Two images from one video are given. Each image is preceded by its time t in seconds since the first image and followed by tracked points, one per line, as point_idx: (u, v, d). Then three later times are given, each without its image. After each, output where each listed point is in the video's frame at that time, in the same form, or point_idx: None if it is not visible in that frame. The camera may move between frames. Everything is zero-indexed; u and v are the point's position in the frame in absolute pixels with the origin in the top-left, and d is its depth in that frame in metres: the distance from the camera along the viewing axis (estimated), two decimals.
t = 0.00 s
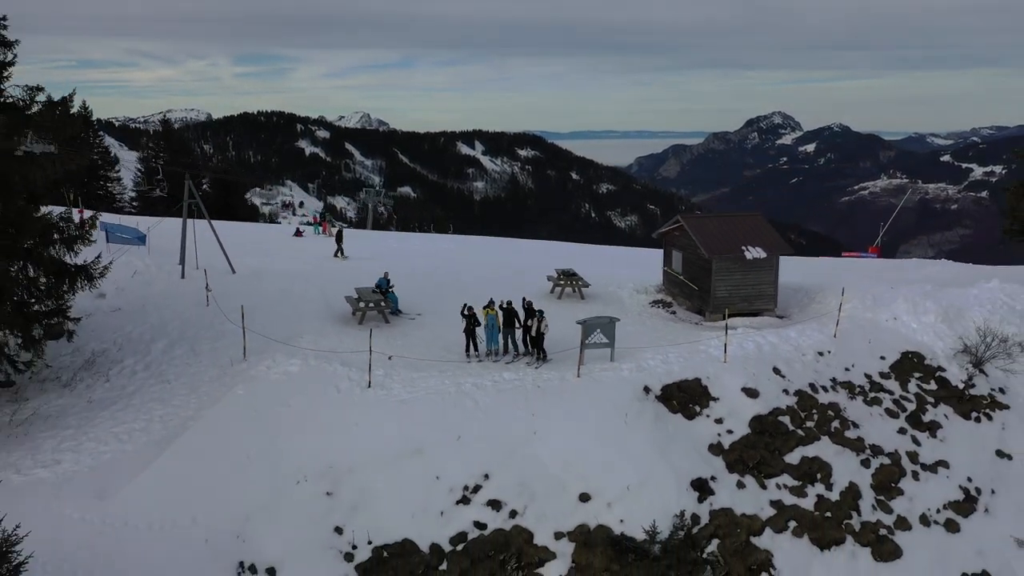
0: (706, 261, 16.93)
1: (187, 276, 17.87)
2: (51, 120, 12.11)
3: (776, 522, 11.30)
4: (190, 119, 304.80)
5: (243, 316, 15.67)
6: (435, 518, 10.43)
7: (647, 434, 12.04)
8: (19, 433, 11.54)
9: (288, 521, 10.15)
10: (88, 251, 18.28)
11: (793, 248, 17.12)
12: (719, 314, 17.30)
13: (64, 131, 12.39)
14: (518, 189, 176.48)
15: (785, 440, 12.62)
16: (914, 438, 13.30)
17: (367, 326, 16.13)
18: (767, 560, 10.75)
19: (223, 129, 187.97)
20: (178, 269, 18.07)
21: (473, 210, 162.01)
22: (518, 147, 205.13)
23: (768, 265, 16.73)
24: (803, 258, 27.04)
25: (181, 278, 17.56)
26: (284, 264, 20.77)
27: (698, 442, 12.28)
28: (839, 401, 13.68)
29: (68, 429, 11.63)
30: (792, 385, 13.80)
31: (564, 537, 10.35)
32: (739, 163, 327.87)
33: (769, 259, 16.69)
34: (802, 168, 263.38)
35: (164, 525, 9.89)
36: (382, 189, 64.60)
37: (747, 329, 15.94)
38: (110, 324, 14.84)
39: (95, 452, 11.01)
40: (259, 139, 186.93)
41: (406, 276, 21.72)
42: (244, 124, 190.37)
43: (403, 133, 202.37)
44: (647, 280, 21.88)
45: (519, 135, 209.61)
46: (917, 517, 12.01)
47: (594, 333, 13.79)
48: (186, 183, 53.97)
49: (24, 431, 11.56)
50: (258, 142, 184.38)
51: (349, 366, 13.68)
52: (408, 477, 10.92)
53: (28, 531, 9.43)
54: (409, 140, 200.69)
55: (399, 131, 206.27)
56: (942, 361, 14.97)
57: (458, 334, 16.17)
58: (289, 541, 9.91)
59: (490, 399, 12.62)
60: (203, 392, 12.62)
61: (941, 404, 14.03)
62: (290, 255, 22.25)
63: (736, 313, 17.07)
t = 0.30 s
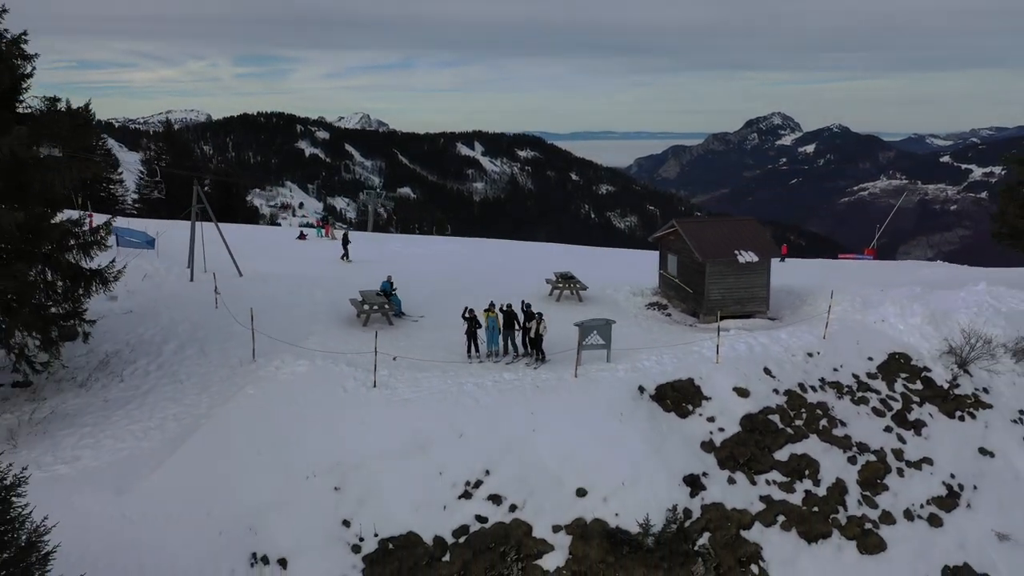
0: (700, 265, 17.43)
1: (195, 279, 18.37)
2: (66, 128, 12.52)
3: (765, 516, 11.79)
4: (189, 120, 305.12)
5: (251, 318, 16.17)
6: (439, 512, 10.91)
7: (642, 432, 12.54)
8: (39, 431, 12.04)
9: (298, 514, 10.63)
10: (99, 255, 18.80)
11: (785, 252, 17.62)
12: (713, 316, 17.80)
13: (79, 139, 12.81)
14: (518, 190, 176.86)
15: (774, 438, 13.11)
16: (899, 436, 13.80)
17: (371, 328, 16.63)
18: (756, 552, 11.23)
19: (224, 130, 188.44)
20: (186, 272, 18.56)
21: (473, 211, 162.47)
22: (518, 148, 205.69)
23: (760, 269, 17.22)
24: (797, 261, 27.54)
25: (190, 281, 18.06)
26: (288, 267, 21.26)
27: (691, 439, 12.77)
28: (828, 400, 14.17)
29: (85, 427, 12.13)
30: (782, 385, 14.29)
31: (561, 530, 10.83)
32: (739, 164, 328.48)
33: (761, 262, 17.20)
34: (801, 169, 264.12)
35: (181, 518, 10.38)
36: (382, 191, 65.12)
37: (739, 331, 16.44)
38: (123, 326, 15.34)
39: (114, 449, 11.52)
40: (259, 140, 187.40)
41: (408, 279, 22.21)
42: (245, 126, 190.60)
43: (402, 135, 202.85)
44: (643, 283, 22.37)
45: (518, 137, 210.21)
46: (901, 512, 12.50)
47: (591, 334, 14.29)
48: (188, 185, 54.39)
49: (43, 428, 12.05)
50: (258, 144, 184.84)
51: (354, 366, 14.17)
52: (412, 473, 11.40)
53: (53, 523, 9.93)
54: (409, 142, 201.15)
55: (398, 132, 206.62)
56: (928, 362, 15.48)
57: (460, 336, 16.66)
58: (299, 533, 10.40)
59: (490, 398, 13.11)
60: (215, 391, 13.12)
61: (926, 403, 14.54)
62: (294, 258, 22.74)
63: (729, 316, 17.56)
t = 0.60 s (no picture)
0: (695, 268, 17.91)
1: (203, 282, 18.86)
2: (80, 139, 12.89)
3: (756, 511, 12.27)
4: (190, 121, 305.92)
5: (258, 320, 16.66)
6: (442, 506, 11.39)
7: (637, 430, 13.02)
8: (57, 429, 12.53)
9: (307, 508, 11.11)
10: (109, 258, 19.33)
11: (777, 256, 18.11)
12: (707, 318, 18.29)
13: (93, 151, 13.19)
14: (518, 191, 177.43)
15: (765, 436, 13.60)
16: (886, 434, 14.28)
17: (376, 330, 17.12)
18: (746, 545, 11.71)
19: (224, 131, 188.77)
20: (195, 275, 19.05)
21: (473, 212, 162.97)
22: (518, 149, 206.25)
23: (754, 272, 17.70)
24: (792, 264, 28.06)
25: (198, 284, 18.55)
26: (293, 270, 21.75)
27: (685, 437, 13.25)
28: (817, 400, 14.66)
29: (102, 425, 12.63)
30: (773, 385, 14.78)
31: (559, 524, 11.31)
32: (738, 165, 329.10)
33: (754, 266, 17.68)
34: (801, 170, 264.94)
35: (195, 512, 10.87)
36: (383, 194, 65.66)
37: (732, 332, 16.93)
38: (135, 327, 15.83)
39: (130, 446, 12.02)
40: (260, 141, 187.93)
41: (411, 281, 22.70)
42: (245, 127, 191.14)
43: (402, 136, 203.64)
44: (640, 286, 22.86)
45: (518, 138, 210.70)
46: (887, 507, 12.99)
47: (589, 336, 14.77)
48: (190, 187, 54.82)
49: (62, 426, 12.54)
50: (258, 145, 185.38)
51: (360, 367, 14.66)
52: (416, 469, 11.89)
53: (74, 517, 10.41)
54: (409, 143, 201.70)
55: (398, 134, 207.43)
56: (915, 363, 15.97)
57: (461, 337, 17.15)
58: (309, 527, 10.87)
59: (491, 397, 13.61)
60: (226, 391, 13.61)
61: (912, 402, 15.03)
62: (299, 262, 23.23)
63: (724, 318, 18.04)
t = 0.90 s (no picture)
0: (690, 272, 18.40)
1: (211, 285, 19.35)
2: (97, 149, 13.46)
3: (747, 506, 12.75)
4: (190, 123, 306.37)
5: (266, 322, 17.15)
6: (445, 501, 11.87)
7: (633, 428, 13.51)
8: (74, 427, 13.01)
9: (316, 503, 11.59)
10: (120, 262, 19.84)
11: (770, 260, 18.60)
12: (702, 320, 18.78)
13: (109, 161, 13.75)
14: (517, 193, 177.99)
15: (756, 435, 14.08)
16: (874, 433, 14.77)
17: (379, 331, 17.61)
18: (738, 539, 12.19)
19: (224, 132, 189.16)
20: (203, 279, 19.54)
21: (472, 214, 163.51)
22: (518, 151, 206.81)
23: (747, 276, 18.20)
24: (787, 267, 28.57)
25: (207, 287, 19.04)
26: (298, 273, 22.24)
27: (679, 436, 13.73)
28: (807, 400, 15.16)
29: (117, 423, 13.12)
30: (765, 385, 15.27)
31: (558, 519, 11.78)
32: (738, 167, 329.36)
33: (747, 269, 18.17)
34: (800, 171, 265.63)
35: (209, 506, 11.35)
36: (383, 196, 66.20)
37: (725, 334, 17.42)
38: (146, 329, 16.32)
39: (145, 444, 12.52)
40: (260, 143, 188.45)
41: (413, 284, 23.18)
42: (245, 128, 191.68)
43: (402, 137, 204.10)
44: (637, 289, 23.37)
45: (518, 139, 211.36)
46: (874, 503, 13.47)
47: (586, 338, 15.25)
48: (192, 189, 55.34)
49: (78, 425, 13.03)
50: (258, 146, 185.79)
51: (365, 368, 15.15)
52: (421, 466, 12.37)
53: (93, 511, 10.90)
54: (409, 144, 202.29)
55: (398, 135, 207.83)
56: (903, 364, 16.48)
57: (463, 339, 17.65)
58: (318, 521, 11.35)
59: (492, 397, 14.10)
60: (236, 391, 14.11)
61: (900, 402, 15.53)
62: (303, 265, 23.72)
63: (718, 320, 18.53)
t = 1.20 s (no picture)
0: (685, 275, 18.88)
1: (219, 288, 19.84)
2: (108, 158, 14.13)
3: (739, 502, 13.22)
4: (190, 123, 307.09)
5: (273, 325, 17.64)
6: (448, 497, 12.35)
7: (629, 427, 13.99)
8: (90, 426, 13.51)
9: (324, 499, 12.07)
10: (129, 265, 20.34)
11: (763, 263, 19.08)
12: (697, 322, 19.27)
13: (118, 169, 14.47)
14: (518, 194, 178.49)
15: (748, 433, 14.57)
16: (862, 432, 15.25)
17: (383, 334, 18.10)
18: (729, 534, 12.65)
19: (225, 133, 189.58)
20: (210, 282, 20.03)
21: (473, 215, 164.07)
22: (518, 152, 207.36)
23: (741, 279, 18.68)
24: (783, 270, 29.06)
25: (214, 290, 19.53)
26: (303, 276, 22.74)
27: (673, 434, 14.21)
28: (798, 399, 15.65)
29: (131, 422, 13.62)
30: (757, 385, 15.76)
31: (556, 514, 12.26)
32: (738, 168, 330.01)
33: (741, 273, 18.65)
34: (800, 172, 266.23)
35: (222, 502, 11.84)
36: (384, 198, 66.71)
37: (719, 336, 17.91)
38: (157, 332, 16.81)
39: (159, 442, 12.99)
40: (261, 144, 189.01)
41: (415, 286, 23.66)
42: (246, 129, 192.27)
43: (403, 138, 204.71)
44: (635, 292, 23.86)
45: (518, 141, 211.92)
46: (862, 499, 13.94)
47: (584, 340, 15.74)
48: (195, 190, 55.88)
49: (94, 423, 13.51)
50: (258, 147, 186.31)
51: (370, 369, 15.65)
52: (424, 463, 12.85)
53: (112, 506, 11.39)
54: (410, 146, 202.87)
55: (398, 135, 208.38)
56: (892, 365, 16.99)
57: (464, 340, 18.14)
58: (326, 515, 11.83)
59: (493, 397, 14.59)
60: (246, 392, 14.60)
61: (888, 402, 16.02)
62: (307, 268, 24.22)
63: (713, 323, 19.00)
